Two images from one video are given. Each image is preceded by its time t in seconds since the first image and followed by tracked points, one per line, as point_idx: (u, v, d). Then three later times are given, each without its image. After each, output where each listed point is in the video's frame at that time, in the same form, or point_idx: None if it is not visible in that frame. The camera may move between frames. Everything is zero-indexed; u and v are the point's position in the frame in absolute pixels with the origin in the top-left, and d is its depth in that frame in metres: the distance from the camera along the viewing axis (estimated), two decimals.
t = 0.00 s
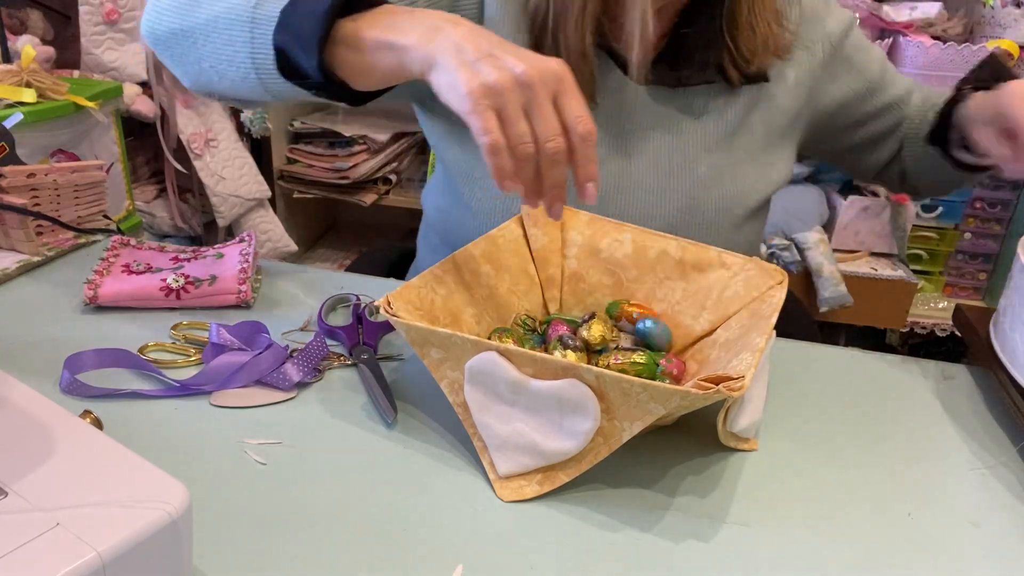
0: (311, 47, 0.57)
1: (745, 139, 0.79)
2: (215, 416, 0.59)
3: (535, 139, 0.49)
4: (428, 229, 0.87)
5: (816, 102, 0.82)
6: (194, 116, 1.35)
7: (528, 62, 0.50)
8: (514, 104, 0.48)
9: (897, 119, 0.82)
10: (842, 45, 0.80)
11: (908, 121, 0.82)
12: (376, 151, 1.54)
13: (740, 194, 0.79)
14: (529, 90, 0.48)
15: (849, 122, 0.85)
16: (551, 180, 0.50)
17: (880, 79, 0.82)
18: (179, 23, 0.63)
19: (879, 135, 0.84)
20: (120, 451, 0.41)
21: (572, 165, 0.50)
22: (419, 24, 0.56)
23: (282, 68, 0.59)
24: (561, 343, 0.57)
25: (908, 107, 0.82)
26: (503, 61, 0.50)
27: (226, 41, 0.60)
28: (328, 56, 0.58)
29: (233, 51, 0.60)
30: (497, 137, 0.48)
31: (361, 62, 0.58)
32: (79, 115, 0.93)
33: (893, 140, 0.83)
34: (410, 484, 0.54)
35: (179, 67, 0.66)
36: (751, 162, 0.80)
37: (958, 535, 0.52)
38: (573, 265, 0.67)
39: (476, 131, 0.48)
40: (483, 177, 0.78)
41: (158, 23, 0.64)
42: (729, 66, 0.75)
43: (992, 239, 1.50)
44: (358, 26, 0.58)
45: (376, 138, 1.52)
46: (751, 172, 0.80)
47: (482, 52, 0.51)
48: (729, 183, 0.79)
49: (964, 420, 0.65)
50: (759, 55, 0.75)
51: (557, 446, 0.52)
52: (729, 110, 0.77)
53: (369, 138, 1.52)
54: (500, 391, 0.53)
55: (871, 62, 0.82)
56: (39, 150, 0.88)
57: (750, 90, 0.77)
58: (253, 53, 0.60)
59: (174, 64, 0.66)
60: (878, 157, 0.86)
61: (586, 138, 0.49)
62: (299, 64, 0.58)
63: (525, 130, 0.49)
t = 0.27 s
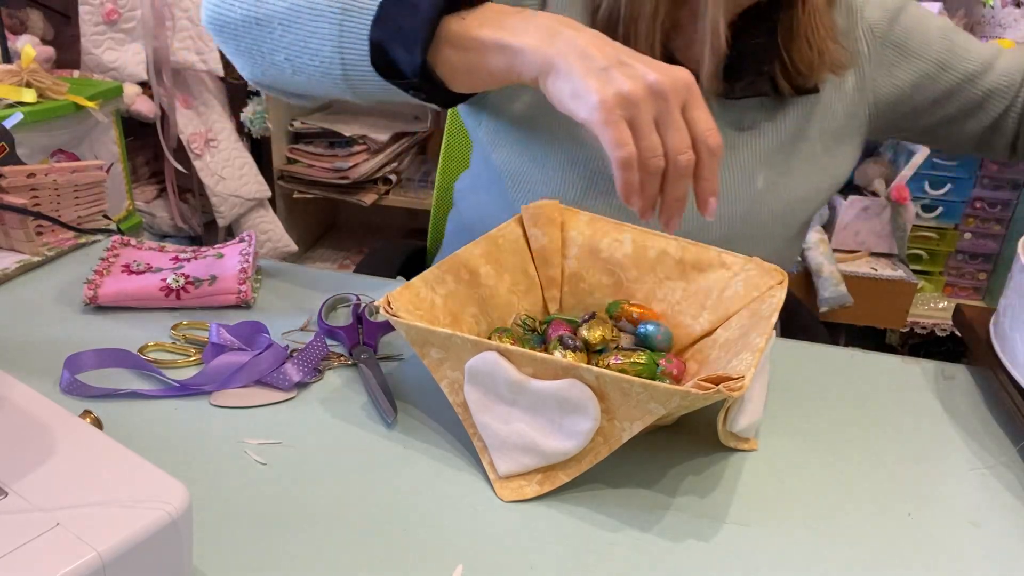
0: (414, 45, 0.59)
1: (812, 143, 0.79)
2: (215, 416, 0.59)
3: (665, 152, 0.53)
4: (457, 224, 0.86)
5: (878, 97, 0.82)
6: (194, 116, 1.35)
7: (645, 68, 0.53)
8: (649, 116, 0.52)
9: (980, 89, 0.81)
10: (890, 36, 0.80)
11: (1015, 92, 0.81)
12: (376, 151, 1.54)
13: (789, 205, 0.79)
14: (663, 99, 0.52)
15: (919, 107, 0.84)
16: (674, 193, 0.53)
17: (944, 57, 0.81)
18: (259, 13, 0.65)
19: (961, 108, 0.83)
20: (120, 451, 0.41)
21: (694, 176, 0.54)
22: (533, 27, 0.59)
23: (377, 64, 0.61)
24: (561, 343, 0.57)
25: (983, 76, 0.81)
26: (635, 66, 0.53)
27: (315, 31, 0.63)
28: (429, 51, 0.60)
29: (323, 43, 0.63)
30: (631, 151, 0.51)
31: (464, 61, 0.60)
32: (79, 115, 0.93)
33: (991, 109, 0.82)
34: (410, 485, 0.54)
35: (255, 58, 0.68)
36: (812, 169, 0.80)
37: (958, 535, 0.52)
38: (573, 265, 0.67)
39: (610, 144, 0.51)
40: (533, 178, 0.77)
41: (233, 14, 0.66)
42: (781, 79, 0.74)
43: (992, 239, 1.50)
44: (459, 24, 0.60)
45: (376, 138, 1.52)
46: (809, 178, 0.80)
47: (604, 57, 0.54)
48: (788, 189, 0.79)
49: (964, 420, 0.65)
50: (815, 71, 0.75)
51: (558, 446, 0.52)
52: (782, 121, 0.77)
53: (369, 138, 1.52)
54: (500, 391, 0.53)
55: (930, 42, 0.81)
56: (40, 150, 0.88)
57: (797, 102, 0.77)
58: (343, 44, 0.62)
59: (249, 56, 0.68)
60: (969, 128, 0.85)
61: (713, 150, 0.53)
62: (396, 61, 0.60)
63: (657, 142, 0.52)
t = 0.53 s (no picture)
0: (440, 67, 0.57)
1: (829, 149, 0.79)
2: (215, 417, 0.59)
3: (687, 184, 0.52)
4: (467, 224, 0.85)
5: (897, 94, 0.81)
6: (194, 116, 1.35)
7: (670, 98, 0.53)
8: (672, 149, 0.51)
9: (1006, 80, 0.79)
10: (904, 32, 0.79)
11: None
12: (376, 151, 1.53)
13: (806, 209, 0.79)
14: (688, 135, 0.52)
15: (941, 101, 0.82)
16: (690, 224, 0.53)
17: (966, 48, 0.79)
18: (281, 29, 0.64)
19: (991, 99, 0.81)
20: (121, 451, 0.41)
21: (711, 205, 0.54)
22: (563, 53, 0.56)
23: (401, 85, 0.60)
24: (561, 343, 0.57)
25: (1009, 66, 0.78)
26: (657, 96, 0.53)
27: (339, 48, 0.62)
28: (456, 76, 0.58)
29: (347, 61, 0.62)
30: (655, 183, 0.51)
31: (490, 85, 0.58)
32: (79, 115, 0.93)
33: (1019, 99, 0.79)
34: (410, 485, 0.54)
35: (276, 72, 0.67)
36: (829, 174, 0.80)
37: (959, 535, 0.52)
38: (573, 265, 0.67)
39: (634, 176, 0.51)
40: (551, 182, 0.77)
41: (253, 27, 0.66)
42: (799, 85, 0.75)
43: (992, 239, 1.50)
44: (483, 47, 0.58)
45: (376, 139, 1.51)
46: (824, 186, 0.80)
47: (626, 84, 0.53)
48: (802, 198, 0.79)
49: (965, 421, 0.65)
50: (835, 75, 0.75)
51: (558, 446, 0.52)
52: (797, 129, 0.77)
53: (369, 138, 1.51)
54: (501, 391, 0.53)
55: (948, 34, 0.80)
56: (40, 150, 0.88)
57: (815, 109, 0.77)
58: (366, 63, 0.61)
59: (269, 69, 0.67)
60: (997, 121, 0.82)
61: (733, 182, 0.53)
62: (420, 83, 0.59)
63: (681, 175, 0.52)
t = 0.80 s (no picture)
0: (374, 63, 0.57)
1: (808, 142, 0.80)
2: (215, 417, 0.59)
3: (615, 157, 0.49)
4: (457, 225, 0.85)
5: (878, 87, 0.82)
6: (194, 116, 1.35)
7: (598, 70, 0.50)
8: (596, 122, 0.49)
9: (987, 75, 0.78)
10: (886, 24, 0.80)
11: None
12: (376, 151, 1.53)
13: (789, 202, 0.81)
14: (612, 109, 0.49)
15: (926, 96, 0.82)
16: (627, 197, 0.50)
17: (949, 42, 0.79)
18: (235, 39, 0.64)
19: (972, 94, 0.80)
20: (121, 452, 0.41)
21: (649, 178, 0.51)
22: (488, 37, 0.55)
23: (343, 86, 0.60)
24: (561, 343, 0.57)
25: (990, 61, 0.78)
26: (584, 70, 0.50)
27: (284, 54, 0.61)
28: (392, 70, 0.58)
29: (291, 66, 0.61)
30: (580, 158, 0.48)
31: (427, 75, 0.58)
32: (79, 115, 0.93)
33: (1000, 95, 0.79)
34: (410, 485, 0.54)
35: (234, 82, 0.67)
36: (808, 165, 0.81)
37: (959, 535, 0.52)
38: (574, 265, 0.67)
39: (559, 152, 0.49)
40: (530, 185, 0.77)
41: (212, 39, 0.65)
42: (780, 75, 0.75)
43: (992, 239, 1.50)
44: (418, 39, 0.57)
45: (376, 138, 1.52)
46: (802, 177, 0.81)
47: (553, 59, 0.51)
48: (780, 189, 0.80)
49: (965, 421, 0.65)
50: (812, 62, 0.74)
51: (558, 446, 0.52)
52: (774, 123, 0.78)
53: (369, 138, 1.52)
54: (500, 391, 0.53)
55: (931, 28, 0.80)
56: (40, 150, 0.88)
57: (794, 102, 0.78)
58: (310, 67, 0.61)
59: (229, 79, 0.67)
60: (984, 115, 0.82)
61: (666, 154, 0.50)
62: (359, 79, 0.59)
63: (607, 148, 0.49)
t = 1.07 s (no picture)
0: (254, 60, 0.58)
1: (765, 132, 0.77)
2: (214, 417, 0.59)
3: (445, 129, 0.50)
4: (440, 231, 0.86)
5: (843, 83, 0.79)
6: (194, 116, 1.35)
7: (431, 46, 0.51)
8: (420, 96, 0.50)
9: (949, 76, 0.75)
10: (849, 21, 0.77)
11: (987, 81, 0.74)
12: (376, 151, 1.54)
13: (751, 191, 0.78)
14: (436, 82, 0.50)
15: (891, 95, 0.79)
16: (467, 167, 0.51)
17: (913, 42, 0.76)
18: (172, 52, 0.66)
19: (937, 94, 0.77)
20: (120, 451, 0.41)
21: (486, 148, 0.52)
22: (343, 23, 0.56)
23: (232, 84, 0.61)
24: (561, 343, 0.57)
25: (951, 62, 0.75)
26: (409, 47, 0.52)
27: (201, 62, 0.63)
28: (265, 66, 0.59)
29: (204, 73, 0.63)
30: (407, 131, 0.49)
31: (297, 65, 0.59)
32: (79, 115, 0.93)
33: (963, 96, 0.76)
34: (410, 485, 0.54)
35: (176, 96, 0.69)
36: (780, 149, 0.78)
37: (958, 535, 0.52)
38: (574, 265, 0.67)
39: (389, 126, 0.50)
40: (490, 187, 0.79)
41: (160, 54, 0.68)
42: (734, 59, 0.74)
43: (992, 239, 1.50)
44: (290, 35, 0.58)
45: (376, 139, 1.53)
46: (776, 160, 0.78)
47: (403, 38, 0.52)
48: (750, 172, 0.77)
49: (966, 421, 0.65)
50: (728, 28, 0.72)
51: (558, 446, 0.52)
52: (733, 109, 0.77)
53: (369, 138, 1.53)
54: (500, 391, 0.53)
55: (897, 26, 0.77)
56: (41, 150, 0.88)
57: (752, 90, 0.76)
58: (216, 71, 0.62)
59: (173, 93, 0.69)
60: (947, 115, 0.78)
61: (493, 122, 0.51)
62: (243, 78, 0.60)
63: (435, 120, 0.50)
